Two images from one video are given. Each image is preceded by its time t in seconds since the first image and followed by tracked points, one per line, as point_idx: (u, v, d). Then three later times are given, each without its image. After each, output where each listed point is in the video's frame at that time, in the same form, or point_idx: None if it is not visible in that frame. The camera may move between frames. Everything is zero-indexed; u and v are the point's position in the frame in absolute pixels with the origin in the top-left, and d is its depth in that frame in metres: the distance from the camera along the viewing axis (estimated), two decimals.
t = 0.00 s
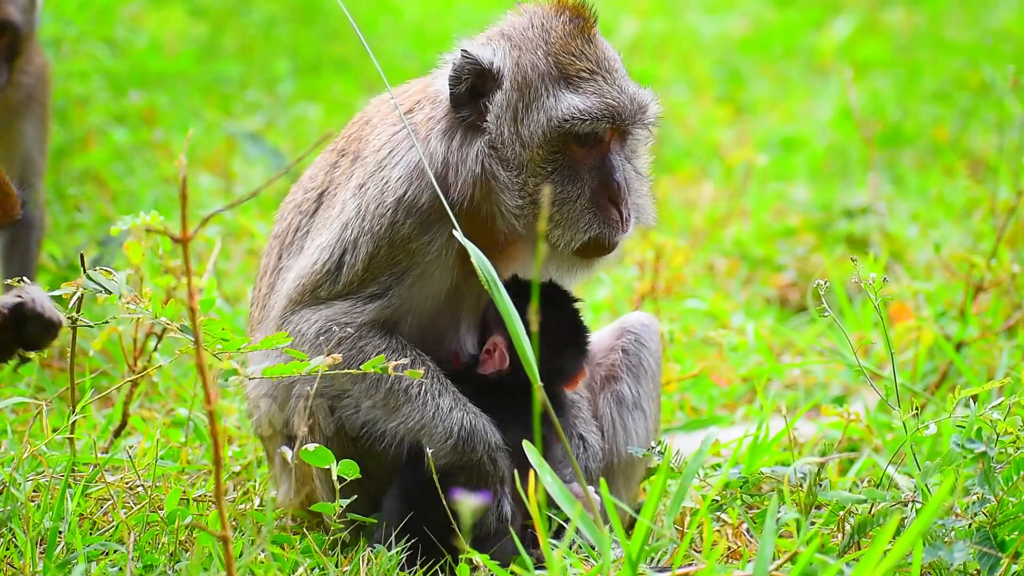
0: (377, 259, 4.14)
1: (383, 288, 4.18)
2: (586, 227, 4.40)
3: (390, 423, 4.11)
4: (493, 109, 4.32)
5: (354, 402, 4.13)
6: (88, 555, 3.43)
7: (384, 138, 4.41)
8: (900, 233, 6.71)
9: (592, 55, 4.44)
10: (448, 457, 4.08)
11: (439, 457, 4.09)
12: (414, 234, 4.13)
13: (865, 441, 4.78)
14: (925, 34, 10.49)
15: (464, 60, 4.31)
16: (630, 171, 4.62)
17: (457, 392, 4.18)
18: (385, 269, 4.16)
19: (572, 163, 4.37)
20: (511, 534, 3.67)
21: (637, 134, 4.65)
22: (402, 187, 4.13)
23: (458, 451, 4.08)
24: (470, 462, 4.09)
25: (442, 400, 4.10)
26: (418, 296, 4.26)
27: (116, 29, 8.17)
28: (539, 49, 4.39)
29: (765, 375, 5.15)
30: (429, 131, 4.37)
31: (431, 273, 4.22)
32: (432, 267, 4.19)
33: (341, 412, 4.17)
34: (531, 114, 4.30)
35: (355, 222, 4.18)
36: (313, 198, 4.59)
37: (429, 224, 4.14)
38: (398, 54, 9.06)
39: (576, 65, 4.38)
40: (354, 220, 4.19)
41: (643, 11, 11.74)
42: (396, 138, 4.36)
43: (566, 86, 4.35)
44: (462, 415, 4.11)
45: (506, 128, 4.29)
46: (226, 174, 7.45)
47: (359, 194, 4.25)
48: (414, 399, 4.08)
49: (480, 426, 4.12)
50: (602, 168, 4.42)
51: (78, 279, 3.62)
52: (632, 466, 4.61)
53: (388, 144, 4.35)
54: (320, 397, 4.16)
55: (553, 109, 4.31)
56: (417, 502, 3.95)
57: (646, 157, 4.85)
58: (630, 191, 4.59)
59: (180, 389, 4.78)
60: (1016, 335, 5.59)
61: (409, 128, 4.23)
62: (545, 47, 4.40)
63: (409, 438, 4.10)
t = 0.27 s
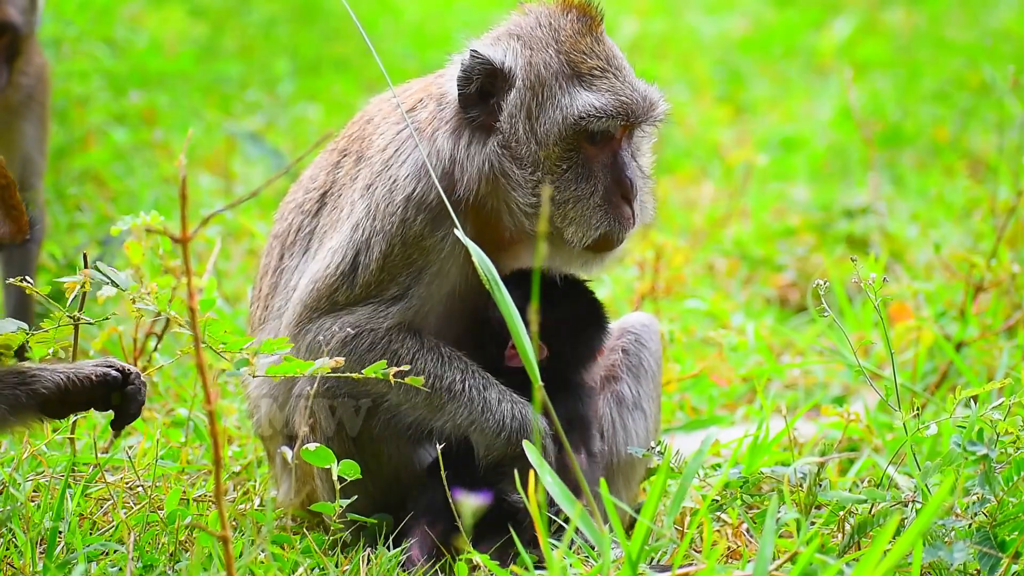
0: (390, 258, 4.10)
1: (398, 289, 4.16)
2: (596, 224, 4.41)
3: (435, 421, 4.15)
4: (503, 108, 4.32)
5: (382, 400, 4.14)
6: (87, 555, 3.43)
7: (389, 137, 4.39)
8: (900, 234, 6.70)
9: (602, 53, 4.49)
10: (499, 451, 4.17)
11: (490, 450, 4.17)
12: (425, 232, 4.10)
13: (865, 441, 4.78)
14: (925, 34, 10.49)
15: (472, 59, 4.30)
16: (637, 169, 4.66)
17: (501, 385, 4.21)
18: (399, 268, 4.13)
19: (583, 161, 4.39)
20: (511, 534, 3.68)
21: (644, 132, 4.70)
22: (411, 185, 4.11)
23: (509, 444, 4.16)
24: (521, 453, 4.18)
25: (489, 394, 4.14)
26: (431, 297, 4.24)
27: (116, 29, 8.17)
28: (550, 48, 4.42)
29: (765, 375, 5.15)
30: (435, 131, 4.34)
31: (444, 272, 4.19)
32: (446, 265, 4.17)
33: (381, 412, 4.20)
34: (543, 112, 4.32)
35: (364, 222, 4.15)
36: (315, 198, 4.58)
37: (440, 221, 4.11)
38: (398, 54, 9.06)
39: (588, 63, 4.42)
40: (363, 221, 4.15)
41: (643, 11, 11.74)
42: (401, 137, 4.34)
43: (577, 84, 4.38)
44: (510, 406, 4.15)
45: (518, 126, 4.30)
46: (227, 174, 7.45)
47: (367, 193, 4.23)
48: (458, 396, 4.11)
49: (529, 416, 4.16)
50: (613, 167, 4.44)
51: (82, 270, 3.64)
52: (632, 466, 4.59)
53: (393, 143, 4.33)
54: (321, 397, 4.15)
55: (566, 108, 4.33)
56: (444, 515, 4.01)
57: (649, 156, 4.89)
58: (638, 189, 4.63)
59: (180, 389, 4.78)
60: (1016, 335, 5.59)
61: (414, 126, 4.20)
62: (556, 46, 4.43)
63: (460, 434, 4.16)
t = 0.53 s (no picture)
0: (391, 252, 4.09)
1: (400, 285, 4.15)
2: (611, 223, 4.44)
3: (433, 415, 4.17)
4: (511, 105, 4.32)
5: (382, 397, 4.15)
6: (88, 555, 3.43)
7: (390, 134, 4.38)
8: (900, 233, 6.70)
9: (613, 53, 4.52)
10: (495, 443, 4.18)
11: (487, 442, 4.19)
12: (428, 227, 4.09)
13: (865, 441, 4.78)
14: (925, 34, 10.49)
15: (483, 54, 4.27)
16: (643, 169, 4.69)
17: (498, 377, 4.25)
18: (402, 265, 4.12)
19: (590, 158, 4.40)
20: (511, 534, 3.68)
21: (648, 134, 4.73)
22: (412, 180, 4.11)
23: (506, 435, 4.18)
24: (517, 446, 4.19)
25: (487, 385, 4.17)
26: (431, 292, 4.24)
27: (116, 28, 8.17)
28: (562, 46, 4.43)
29: (765, 375, 5.15)
30: (438, 127, 4.32)
31: (444, 268, 4.19)
32: (447, 261, 4.17)
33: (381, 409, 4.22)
34: (553, 109, 4.33)
35: (367, 218, 4.14)
36: (315, 195, 4.58)
37: (442, 216, 4.10)
38: (398, 54, 9.06)
39: (600, 62, 4.45)
40: (365, 217, 4.15)
41: (643, 11, 11.74)
42: (402, 133, 4.33)
43: (588, 82, 4.39)
44: (508, 398, 4.19)
45: (526, 123, 4.30)
46: (227, 174, 7.45)
47: (368, 189, 4.22)
48: (457, 389, 4.14)
49: (526, 407, 4.20)
50: (623, 165, 4.49)
51: (75, 279, 3.58)
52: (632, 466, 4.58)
53: (394, 139, 4.32)
54: (321, 396, 4.16)
55: (577, 105, 4.35)
56: (442, 516, 3.99)
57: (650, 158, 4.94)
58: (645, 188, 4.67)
59: (180, 389, 4.78)
60: (1016, 335, 5.59)
61: (415, 121, 4.19)
62: (568, 44, 4.45)
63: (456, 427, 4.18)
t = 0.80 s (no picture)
0: (393, 257, 4.10)
1: (403, 289, 4.15)
2: (617, 223, 4.47)
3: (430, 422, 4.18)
4: (516, 107, 4.32)
5: (382, 401, 4.16)
6: (87, 555, 3.43)
7: (392, 136, 4.37)
8: (900, 233, 6.70)
9: (617, 53, 4.53)
10: (492, 455, 4.17)
11: (485, 452, 4.17)
12: (430, 231, 4.09)
13: (865, 441, 4.77)
14: (925, 34, 10.49)
15: (488, 56, 4.24)
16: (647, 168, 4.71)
17: (496, 385, 4.22)
18: (404, 269, 4.12)
19: (595, 159, 4.41)
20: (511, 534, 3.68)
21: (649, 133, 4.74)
22: (414, 183, 4.11)
23: (504, 446, 4.15)
24: (514, 456, 4.17)
25: (484, 396, 4.15)
26: (434, 296, 4.24)
27: (116, 28, 8.17)
28: (567, 48, 4.43)
29: (765, 375, 5.15)
30: (441, 129, 4.31)
31: (447, 272, 4.19)
32: (449, 265, 4.17)
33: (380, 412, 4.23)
34: (558, 111, 4.33)
35: (370, 222, 4.14)
36: (315, 198, 4.57)
37: (444, 219, 4.10)
38: (398, 54, 9.06)
39: (605, 63, 4.46)
40: (367, 221, 4.15)
41: (643, 11, 11.74)
42: (404, 136, 4.33)
43: (592, 83, 4.39)
44: (505, 409, 4.16)
45: (531, 125, 4.30)
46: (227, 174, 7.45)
47: (370, 193, 4.22)
48: (455, 401, 4.13)
49: (523, 417, 4.16)
50: (628, 165, 4.50)
51: (71, 278, 3.58)
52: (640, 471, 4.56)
53: (396, 142, 4.32)
54: (324, 397, 4.17)
55: (582, 106, 4.35)
56: (441, 511, 4.00)
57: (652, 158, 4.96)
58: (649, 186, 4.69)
59: (180, 389, 4.78)
60: (1016, 335, 5.59)
61: (418, 125, 4.18)
62: (573, 46, 4.44)
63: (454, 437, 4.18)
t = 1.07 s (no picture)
0: (383, 259, 4.10)
1: (393, 291, 4.14)
2: (623, 216, 4.47)
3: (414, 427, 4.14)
4: (516, 105, 4.31)
5: (375, 402, 4.14)
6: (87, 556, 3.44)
7: (387, 137, 4.37)
8: (900, 233, 6.70)
9: (614, 48, 4.57)
10: (472, 463, 4.12)
11: (465, 460, 4.12)
12: (421, 231, 4.09)
13: (865, 441, 4.77)
14: (925, 34, 10.48)
15: (488, 55, 4.22)
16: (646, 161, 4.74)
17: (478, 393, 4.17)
18: (395, 269, 4.11)
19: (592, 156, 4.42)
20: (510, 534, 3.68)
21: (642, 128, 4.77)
22: (406, 184, 4.11)
23: (483, 455, 4.10)
24: (496, 464, 4.12)
25: (466, 404, 4.10)
26: (425, 297, 4.22)
27: (116, 28, 8.18)
28: (564, 43, 4.45)
29: (765, 375, 5.16)
30: (436, 130, 4.30)
31: (439, 272, 4.18)
32: (439, 266, 4.16)
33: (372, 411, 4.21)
34: (557, 107, 4.34)
35: (361, 224, 4.14)
36: (312, 200, 4.57)
37: (434, 220, 4.10)
38: (398, 54, 9.06)
39: (603, 57, 4.49)
40: (359, 223, 4.14)
41: (643, 11, 11.74)
42: (398, 137, 4.32)
43: (589, 79, 4.41)
44: (486, 417, 4.10)
45: (528, 123, 4.30)
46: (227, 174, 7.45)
47: (362, 194, 4.21)
48: (436, 405, 4.09)
49: (503, 426, 4.12)
50: (630, 158, 4.51)
51: (71, 279, 3.58)
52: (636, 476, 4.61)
53: (390, 142, 4.31)
54: (322, 397, 4.16)
55: (578, 103, 4.36)
56: (433, 517, 3.99)
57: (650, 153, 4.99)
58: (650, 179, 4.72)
59: (180, 389, 4.78)
60: (1016, 335, 5.59)
61: (412, 125, 4.18)
62: (570, 41, 4.47)
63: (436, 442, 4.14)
